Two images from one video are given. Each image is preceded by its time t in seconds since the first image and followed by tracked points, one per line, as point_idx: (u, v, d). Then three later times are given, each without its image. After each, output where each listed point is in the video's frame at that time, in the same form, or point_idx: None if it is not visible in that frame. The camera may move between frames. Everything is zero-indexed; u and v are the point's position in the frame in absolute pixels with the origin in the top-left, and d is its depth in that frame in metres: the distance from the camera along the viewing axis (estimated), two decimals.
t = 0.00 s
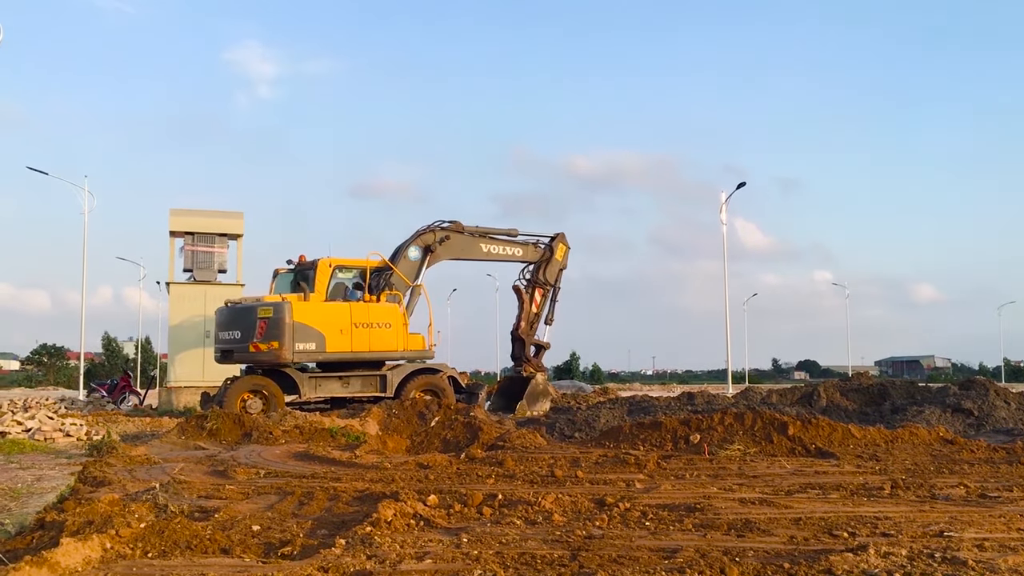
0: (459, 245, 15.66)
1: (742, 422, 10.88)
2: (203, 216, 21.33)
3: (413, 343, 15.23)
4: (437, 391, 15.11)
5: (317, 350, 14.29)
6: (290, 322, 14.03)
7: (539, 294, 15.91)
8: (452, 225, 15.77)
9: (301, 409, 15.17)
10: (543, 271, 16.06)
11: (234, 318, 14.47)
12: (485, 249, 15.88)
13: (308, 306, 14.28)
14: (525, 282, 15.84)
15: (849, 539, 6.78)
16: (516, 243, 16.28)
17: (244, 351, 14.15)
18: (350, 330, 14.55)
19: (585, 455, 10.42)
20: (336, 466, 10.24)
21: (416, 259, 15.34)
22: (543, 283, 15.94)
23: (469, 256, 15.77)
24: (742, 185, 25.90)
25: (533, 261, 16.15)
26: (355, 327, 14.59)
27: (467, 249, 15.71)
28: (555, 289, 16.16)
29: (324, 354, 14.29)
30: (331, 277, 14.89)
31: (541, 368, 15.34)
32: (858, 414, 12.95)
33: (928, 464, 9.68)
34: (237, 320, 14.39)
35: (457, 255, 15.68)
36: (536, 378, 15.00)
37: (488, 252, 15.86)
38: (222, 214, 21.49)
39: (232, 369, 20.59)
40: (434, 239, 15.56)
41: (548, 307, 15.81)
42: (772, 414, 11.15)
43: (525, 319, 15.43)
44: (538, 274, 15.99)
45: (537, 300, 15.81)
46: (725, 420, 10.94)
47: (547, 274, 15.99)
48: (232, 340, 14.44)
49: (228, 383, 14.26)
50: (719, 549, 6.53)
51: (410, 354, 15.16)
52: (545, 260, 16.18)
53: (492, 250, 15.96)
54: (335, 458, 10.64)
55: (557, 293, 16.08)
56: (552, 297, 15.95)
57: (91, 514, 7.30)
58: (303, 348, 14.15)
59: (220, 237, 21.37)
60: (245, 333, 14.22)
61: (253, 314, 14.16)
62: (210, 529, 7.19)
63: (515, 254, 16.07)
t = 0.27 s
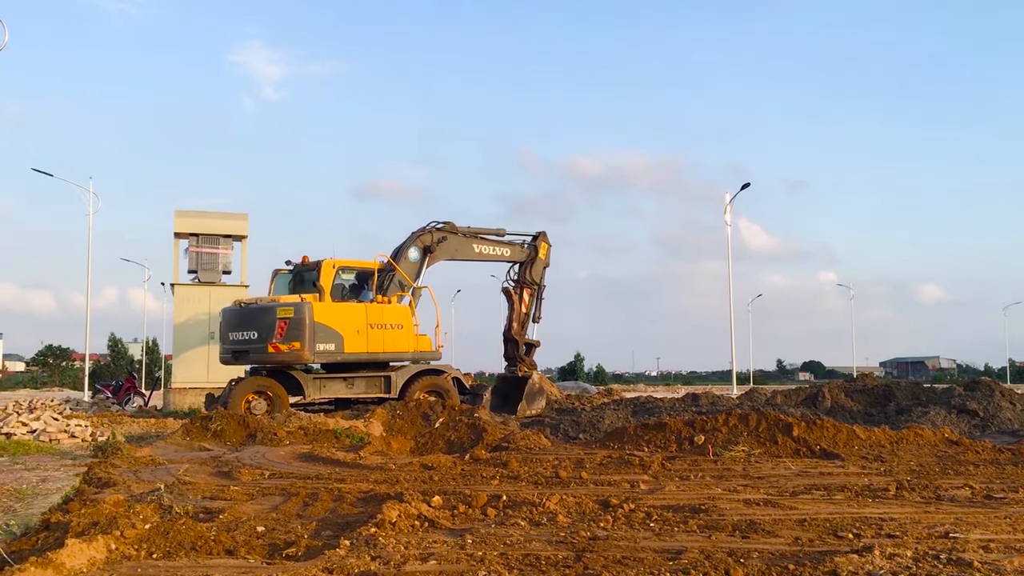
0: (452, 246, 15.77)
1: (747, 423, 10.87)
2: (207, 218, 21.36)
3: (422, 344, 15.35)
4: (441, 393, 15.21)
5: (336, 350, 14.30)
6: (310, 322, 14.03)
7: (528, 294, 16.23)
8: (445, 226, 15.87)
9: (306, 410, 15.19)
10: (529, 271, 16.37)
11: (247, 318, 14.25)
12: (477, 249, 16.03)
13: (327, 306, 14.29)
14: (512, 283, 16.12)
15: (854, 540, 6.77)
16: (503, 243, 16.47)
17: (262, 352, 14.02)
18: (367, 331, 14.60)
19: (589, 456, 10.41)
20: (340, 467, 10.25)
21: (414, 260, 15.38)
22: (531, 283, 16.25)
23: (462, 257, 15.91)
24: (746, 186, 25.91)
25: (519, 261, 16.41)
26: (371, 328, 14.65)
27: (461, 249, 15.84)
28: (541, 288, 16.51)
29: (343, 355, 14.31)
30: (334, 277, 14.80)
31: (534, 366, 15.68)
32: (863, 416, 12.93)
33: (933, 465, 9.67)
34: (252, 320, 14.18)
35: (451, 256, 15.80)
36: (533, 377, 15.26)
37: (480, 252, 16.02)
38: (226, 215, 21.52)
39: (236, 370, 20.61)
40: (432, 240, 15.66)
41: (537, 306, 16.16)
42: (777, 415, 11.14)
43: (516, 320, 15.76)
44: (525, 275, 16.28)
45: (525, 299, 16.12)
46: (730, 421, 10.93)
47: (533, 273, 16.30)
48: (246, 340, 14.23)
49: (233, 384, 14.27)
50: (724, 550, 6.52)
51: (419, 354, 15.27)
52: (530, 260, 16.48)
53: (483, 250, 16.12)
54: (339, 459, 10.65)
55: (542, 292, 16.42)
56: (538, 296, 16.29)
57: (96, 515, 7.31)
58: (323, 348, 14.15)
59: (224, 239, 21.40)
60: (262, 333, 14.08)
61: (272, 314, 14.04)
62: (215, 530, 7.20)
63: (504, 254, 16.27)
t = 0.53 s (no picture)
0: (447, 244, 15.89)
1: (749, 422, 10.86)
2: (210, 216, 21.38)
3: (427, 342, 15.49)
4: (444, 391, 15.22)
5: (349, 348, 14.32)
6: (325, 320, 14.04)
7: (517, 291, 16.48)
8: (439, 225, 15.95)
9: (309, 409, 15.20)
10: (516, 268, 16.61)
11: (259, 316, 14.14)
12: (470, 247, 16.19)
13: (341, 304, 14.31)
14: (500, 281, 16.39)
15: (856, 539, 6.77)
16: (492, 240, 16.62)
17: (275, 351, 13.97)
18: (379, 329, 14.67)
19: (592, 455, 10.41)
20: (343, 465, 10.26)
21: (411, 258, 15.43)
22: (519, 280, 16.50)
23: (457, 255, 16.05)
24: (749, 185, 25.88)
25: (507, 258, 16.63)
26: (382, 326, 14.72)
27: (454, 247, 15.96)
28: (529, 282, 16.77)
29: (356, 353, 14.34)
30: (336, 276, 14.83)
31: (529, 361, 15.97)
32: (866, 414, 12.92)
33: (935, 464, 9.66)
34: (265, 318, 14.09)
35: (446, 254, 15.92)
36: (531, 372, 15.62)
37: (472, 250, 16.17)
38: (229, 214, 21.54)
39: (239, 368, 20.64)
40: (430, 238, 15.72)
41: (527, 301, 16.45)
42: (780, 414, 11.14)
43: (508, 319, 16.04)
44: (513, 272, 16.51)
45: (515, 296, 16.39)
46: (732, 420, 10.93)
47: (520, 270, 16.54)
48: (257, 339, 14.14)
49: (236, 382, 14.28)
50: (726, 549, 6.52)
51: (425, 352, 15.41)
52: (516, 256, 16.69)
53: (475, 248, 16.28)
54: (342, 457, 10.66)
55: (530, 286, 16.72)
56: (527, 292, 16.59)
57: (99, 513, 7.33)
58: (338, 347, 14.17)
59: (227, 237, 21.42)
60: (276, 332, 14.01)
61: (287, 313, 13.99)
62: (218, 529, 7.21)
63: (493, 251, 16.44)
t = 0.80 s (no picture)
0: (444, 241, 15.93)
1: (751, 420, 10.85)
2: (211, 214, 21.37)
3: (430, 340, 15.53)
4: (446, 389, 15.23)
5: (356, 346, 14.33)
6: (332, 318, 14.06)
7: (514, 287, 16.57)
8: (436, 222, 15.97)
9: (310, 407, 15.20)
10: (512, 264, 16.69)
11: (265, 314, 14.14)
12: (466, 244, 16.23)
13: (347, 302, 14.32)
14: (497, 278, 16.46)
15: (857, 537, 6.76)
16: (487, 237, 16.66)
17: (282, 349, 13.95)
18: (384, 327, 14.69)
19: (593, 453, 10.41)
20: (344, 463, 10.26)
21: (410, 256, 15.45)
22: (515, 275, 16.59)
23: (453, 252, 16.09)
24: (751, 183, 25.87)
25: (502, 254, 16.70)
26: (387, 325, 14.75)
27: (451, 244, 16.00)
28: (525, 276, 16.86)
29: (362, 351, 14.35)
30: (337, 273, 14.79)
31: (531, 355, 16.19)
32: (867, 412, 12.92)
33: (937, 462, 9.65)
34: (272, 316, 14.06)
35: (443, 251, 15.96)
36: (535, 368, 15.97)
37: (468, 246, 16.22)
38: (230, 212, 21.53)
39: (240, 366, 20.64)
40: (428, 236, 15.75)
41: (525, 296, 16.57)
42: (781, 412, 11.13)
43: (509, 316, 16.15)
44: (509, 268, 16.59)
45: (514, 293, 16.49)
46: (734, 417, 10.92)
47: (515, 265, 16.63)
48: (263, 336, 14.12)
49: (237, 380, 14.28)
50: (728, 547, 6.52)
51: (428, 350, 15.44)
52: (511, 252, 16.77)
53: (471, 245, 16.32)
54: (343, 455, 10.66)
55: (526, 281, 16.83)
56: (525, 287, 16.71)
57: (100, 511, 7.32)
58: (344, 345, 14.18)
59: (228, 235, 21.42)
60: (282, 330, 14.01)
61: (293, 311, 13.99)
62: (219, 526, 7.21)
63: (488, 248, 16.49)
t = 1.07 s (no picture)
0: (445, 239, 15.91)
1: (751, 418, 10.86)
2: (211, 212, 21.37)
3: (429, 338, 15.53)
4: (446, 386, 15.22)
5: (356, 343, 14.31)
6: (332, 316, 14.03)
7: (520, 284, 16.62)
8: (437, 220, 15.94)
9: (310, 404, 15.19)
10: (515, 262, 16.73)
11: (266, 311, 14.15)
12: (468, 242, 16.22)
13: (348, 299, 14.29)
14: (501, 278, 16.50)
15: (858, 534, 6.76)
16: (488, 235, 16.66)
17: (283, 347, 13.96)
18: (384, 324, 14.67)
19: (594, 450, 10.41)
20: (344, 461, 10.26)
21: (411, 254, 15.43)
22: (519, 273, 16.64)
23: (455, 250, 16.08)
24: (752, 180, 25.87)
25: (506, 251, 16.74)
26: (388, 322, 14.73)
27: (452, 242, 15.99)
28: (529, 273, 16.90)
29: (363, 348, 14.32)
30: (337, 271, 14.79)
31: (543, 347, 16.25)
32: (868, 410, 12.92)
33: (938, 460, 9.65)
34: (273, 314, 14.08)
35: (444, 249, 15.94)
36: (549, 361, 16.09)
37: (470, 245, 16.21)
38: (230, 209, 21.53)
39: (240, 364, 20.66)
40: (430, 233, 15.72)
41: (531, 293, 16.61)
42: (782, 410, 11.14)
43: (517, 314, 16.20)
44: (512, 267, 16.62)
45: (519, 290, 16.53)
46: (734, 415, 10.93)
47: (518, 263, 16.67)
48: (263, 333, 14.14)
49: (238, 378, 14.29)
50: (728, 544, 6.52)
51: (428, 348, 15.44)
52: (513, 250, 16.80)
53: (473, 243, 16.31)
54: (344, 452, 10.65)
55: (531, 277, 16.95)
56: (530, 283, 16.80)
57: (101, 508, 7.33)
58: (345, 342, 14.15)
59: (229, 233, 21.42)
60: (282, 327, 14.01)
61: (293, 308, 13.98)
62: (220, 524, 7.21)
63: (490, 246, 16.49)
